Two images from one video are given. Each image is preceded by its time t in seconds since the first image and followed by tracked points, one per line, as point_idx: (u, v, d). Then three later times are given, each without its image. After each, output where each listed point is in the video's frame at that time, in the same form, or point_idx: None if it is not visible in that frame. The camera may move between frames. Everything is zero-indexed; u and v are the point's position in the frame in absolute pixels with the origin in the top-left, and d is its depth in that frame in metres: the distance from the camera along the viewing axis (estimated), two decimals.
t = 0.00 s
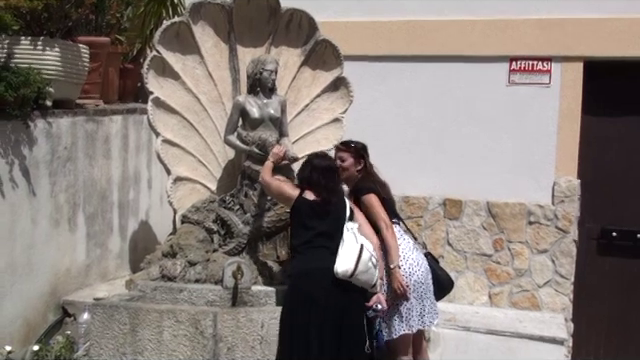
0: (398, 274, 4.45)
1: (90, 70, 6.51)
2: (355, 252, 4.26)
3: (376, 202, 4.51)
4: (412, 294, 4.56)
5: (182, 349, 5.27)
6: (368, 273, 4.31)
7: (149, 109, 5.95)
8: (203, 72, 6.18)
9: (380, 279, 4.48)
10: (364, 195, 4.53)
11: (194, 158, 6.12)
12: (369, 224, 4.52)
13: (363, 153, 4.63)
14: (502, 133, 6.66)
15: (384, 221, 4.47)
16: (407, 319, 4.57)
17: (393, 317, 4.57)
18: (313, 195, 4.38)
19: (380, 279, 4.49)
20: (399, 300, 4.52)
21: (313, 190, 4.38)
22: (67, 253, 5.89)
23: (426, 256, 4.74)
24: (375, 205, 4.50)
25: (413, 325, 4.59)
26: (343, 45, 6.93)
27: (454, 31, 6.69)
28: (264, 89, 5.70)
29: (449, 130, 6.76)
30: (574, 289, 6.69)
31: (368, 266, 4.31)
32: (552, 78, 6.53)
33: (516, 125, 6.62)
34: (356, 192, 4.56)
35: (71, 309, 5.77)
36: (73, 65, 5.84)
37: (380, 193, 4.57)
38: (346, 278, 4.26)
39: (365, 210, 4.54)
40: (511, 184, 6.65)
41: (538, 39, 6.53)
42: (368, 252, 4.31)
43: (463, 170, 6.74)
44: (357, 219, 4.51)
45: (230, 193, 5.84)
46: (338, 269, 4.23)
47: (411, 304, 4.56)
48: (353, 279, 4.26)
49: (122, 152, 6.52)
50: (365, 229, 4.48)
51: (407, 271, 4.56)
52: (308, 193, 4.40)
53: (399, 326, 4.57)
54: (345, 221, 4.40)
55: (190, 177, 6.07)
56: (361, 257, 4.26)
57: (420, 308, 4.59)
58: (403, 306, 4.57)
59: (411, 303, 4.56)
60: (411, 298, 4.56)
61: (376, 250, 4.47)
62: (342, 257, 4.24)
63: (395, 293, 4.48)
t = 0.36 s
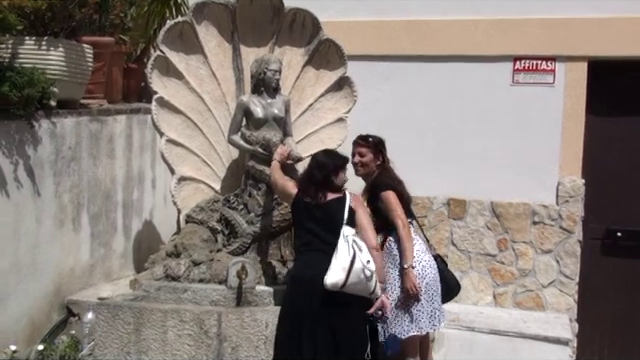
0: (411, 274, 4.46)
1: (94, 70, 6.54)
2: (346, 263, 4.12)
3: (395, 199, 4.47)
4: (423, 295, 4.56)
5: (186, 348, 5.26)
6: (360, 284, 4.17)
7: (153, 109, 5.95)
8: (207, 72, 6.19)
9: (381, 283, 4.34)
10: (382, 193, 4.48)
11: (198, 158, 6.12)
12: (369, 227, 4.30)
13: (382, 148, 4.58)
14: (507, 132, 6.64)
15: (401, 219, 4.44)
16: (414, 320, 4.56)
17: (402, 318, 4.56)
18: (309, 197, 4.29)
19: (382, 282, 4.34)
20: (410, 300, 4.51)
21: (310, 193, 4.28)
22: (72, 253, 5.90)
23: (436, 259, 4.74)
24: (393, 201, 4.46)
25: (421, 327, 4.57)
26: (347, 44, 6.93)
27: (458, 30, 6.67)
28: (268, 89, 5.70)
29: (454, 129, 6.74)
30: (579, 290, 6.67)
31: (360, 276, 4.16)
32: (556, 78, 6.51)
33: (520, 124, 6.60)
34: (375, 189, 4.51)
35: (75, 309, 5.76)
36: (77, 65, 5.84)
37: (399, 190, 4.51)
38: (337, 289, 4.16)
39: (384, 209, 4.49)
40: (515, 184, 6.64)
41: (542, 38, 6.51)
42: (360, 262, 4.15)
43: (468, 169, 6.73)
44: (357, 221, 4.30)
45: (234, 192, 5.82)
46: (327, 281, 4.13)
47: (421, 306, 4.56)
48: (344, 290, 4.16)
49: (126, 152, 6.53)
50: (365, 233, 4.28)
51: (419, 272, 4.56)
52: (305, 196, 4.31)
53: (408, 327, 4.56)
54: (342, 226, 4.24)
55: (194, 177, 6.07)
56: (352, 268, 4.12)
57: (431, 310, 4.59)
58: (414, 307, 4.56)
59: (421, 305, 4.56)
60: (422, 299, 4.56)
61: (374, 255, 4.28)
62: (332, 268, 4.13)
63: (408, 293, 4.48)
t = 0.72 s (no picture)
0: (441, 276, 4.23)
1: (105, 75, 6.55)
2: (307, 271, 4.12)
3: (426, 199, 4.29)
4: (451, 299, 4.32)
5: (198, 351, 5.26)
6: (324, 294, 4.10)
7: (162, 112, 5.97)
8: (216, 76, 6.21)
9: (367, 293, 4.16)
10: (413, 193, 4.29)
11: (209, 162, 6.13)
12: (352, 232, 4.13)
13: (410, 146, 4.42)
14: (517, 132, 6.61)
15: (431, 219, 4.27)
16: (442, 325, 4.29)
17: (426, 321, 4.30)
18: (305, 199, 4.30)
19: (368, 292, 4.16)
20: (438, 303, 4.26)
21: (306, 195, 4.30)
22: (84, 257, 5.92)
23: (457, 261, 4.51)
24: (424, 201, 4.28)
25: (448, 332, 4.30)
26: (355, 46, 6.92)
27: (467, 30, 6.66)
28: (277, 91, 5.71)
29: (464, 130, 6.72)
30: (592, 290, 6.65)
31: (322, 286, 4.08)
32: (566, 77, 6.48)
33: (530, 124, 6.58)
34: (405, 189, 4.31)
35: (88, 312, 5.73)
36: (87, 70, 5.87)
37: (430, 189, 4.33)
38: (305, 299, 4.15)
39: (415, 208, 4.30)
40: (525, 184, 6.61)
41: (551, 37, 6.49)
42: (319, 272, 4.08)
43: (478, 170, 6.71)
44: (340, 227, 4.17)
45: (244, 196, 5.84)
46: (293, 290, 4.16)
47: (449, 309, 4.30)
48: (311, 298, 4.13)
49: (136, 156, 6.56)
50: (343, 240, 4.13)
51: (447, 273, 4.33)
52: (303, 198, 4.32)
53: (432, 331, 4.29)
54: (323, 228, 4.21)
55: (204, 180, 6.08)
56: (312, 276, 4.09)
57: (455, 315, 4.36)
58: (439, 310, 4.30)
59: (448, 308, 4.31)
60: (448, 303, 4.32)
61: (353, 264, 4.13)
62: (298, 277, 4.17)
63: (436, 294, 4.23)
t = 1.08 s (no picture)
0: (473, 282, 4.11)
1: (126, 81, 6.62)
2: (312, 279, 4.01)
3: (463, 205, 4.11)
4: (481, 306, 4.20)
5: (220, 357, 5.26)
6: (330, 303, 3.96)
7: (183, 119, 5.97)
8: (235, 81, 6.24)
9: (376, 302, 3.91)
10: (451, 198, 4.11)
11: (229, 167, 6.16)
12: (359, 237, 3.94)
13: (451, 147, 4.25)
14: (538, 135, 6.57)
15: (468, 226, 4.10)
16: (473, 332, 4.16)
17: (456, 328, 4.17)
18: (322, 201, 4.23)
19: (377, 302, 3.91)
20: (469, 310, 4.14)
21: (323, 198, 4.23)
22: (106, 263, 5.96)
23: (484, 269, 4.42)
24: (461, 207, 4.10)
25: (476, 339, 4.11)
26: (374, 50, 6.91)
27: (486, 33, 6.63)
28: (297, 96, 5.71)
29: (484, 133, 6.69)
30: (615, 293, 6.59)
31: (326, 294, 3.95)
32: (587, 78, 6.42)
33: (551, 126, 6.53)
34: (442, 192, 4.13)
35: (110, 318, 5.79)
36: (108, 77, 5.92)
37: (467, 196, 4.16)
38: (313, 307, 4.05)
39: (450, 212, 4.10)
40: (547, 187, 6.56)
41: (572, 39, 6.43)
42: (324, 279, 3.96)
43: (499, 173, 6.67)
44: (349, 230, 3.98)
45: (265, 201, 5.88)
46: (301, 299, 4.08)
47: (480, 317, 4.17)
48: (318, 307, 4.02)
49: (157, 162, 6.61)
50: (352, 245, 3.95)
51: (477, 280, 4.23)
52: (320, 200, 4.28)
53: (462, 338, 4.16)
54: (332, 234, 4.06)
55: (224, 186, 6.10)
56: (317, 284, 3.98)
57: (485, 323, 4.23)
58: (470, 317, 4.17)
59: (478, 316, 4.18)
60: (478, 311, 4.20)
61: (361, 272, 3.91)
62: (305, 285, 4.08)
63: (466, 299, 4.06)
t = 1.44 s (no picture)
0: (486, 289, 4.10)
1: (141, 87, 6.60)
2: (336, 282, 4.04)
3: (486, 211, 4.14)
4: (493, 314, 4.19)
5: None
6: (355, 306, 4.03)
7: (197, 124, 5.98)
8: (250, 86, 6.25)
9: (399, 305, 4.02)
10: (474, 203, 4.14)
11: (243, 172, 6.17)
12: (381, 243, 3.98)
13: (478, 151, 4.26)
14: (553, 140, 6.53)
15: (488, 232, 4.13)
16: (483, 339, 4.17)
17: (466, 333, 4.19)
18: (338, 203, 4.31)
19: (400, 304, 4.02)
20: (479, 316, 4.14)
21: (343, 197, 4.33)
22: (120, 268, 5.98)
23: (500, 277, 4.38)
24: (483, 213, 4.13)
25: (490, 346, 4.19)
26: (388, 54, 6.89)
27: (501, 38, 6.61)
28: (311, 101, 5.71)
29: (499, 138, 6.66)
30: (632, 300, 6.54)
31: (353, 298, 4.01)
32: (603, 83, 6.38)
33: (567, 131, 6.49)
34: (466, 197, 4.17)
35: (125, 323, 5.81)
36: (124, 83, 5.96)
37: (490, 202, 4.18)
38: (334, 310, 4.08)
39: (473, 217, 4.16)
40: (563, 192, 6.52)
41: (588, 44, 6.40)
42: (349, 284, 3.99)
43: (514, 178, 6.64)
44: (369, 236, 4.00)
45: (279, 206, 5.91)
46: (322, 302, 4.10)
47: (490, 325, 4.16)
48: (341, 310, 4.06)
49: (171, 167, 6.63)
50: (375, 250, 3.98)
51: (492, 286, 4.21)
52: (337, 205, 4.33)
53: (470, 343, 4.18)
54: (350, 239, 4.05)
55: (239, 191, 6.09)
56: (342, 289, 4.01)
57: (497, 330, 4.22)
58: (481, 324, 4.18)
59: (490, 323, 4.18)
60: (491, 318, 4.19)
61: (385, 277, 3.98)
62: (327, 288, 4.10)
63: (478, 308, 4.12)
